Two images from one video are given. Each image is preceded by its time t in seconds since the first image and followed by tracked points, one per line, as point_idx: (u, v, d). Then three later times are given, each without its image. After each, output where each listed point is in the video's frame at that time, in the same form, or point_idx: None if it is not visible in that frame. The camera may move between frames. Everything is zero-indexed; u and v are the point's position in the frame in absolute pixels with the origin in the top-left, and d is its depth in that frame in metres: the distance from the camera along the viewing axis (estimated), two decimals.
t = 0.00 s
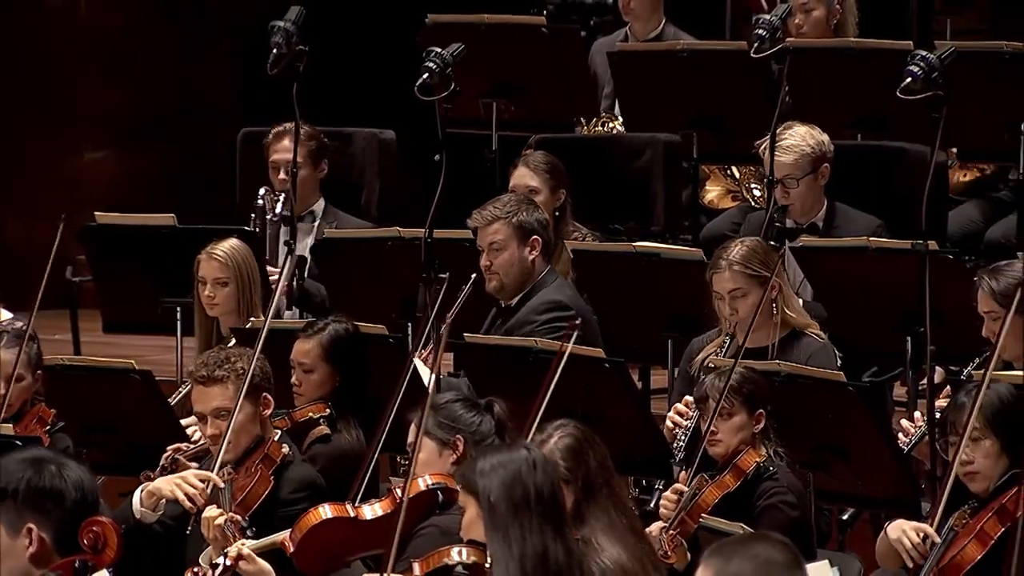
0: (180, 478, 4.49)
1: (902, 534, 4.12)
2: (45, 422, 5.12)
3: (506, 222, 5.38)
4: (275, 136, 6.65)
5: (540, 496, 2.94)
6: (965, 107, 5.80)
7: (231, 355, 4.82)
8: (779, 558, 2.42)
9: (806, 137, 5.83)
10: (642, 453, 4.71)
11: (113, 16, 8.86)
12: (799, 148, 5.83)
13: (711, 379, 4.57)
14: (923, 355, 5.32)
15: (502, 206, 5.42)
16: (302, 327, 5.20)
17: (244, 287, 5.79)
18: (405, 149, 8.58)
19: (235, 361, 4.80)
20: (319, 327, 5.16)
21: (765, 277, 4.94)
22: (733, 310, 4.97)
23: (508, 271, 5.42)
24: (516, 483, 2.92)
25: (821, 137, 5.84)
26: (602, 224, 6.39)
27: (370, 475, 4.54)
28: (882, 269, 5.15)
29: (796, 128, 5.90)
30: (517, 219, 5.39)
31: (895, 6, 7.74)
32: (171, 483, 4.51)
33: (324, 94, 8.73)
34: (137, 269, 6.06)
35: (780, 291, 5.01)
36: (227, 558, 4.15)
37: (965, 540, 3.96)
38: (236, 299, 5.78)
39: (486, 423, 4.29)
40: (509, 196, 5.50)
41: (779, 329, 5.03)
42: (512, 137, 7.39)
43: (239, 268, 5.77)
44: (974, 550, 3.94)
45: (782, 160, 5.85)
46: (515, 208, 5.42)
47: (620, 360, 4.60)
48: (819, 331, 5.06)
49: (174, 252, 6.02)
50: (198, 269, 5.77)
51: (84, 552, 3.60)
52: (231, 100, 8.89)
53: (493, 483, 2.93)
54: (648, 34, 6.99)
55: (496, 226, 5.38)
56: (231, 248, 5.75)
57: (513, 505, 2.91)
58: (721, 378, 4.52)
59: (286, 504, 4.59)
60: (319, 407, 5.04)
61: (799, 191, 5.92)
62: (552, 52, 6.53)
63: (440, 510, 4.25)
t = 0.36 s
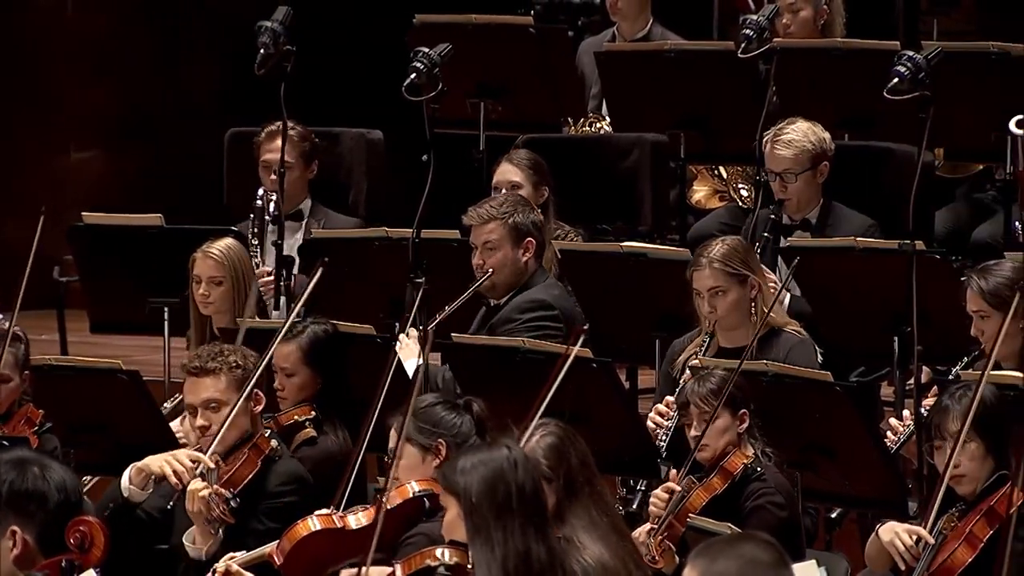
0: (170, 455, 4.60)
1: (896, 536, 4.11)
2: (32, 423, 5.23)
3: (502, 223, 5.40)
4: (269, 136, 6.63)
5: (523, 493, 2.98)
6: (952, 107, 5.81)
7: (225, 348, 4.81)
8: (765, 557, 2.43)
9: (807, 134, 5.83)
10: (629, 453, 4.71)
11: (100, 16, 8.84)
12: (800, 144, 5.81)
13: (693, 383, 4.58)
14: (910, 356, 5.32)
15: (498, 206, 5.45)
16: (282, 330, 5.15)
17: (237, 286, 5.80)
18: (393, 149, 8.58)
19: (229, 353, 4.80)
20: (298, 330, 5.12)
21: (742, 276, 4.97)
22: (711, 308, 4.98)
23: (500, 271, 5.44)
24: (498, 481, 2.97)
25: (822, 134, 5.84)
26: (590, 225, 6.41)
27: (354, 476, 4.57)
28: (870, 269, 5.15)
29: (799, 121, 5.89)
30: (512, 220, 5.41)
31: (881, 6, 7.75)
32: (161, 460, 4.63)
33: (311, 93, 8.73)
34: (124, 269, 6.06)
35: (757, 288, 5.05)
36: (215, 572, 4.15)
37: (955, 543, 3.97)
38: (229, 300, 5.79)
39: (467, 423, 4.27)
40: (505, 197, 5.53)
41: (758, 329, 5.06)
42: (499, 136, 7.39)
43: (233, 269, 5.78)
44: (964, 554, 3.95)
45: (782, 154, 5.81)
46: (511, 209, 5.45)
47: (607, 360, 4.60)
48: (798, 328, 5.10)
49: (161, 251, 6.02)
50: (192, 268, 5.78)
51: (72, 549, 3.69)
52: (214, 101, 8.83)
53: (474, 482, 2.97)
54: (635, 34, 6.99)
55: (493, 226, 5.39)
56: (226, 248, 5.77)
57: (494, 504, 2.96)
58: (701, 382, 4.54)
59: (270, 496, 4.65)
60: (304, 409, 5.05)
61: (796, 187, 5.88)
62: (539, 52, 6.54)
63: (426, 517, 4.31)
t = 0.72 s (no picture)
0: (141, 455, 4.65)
1: (878, 530, 4.15)
2: (15, 424, 5.23)
3: (497, 225, 5.40)
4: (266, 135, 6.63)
5: (497, 493, 3.00)
6: (938, 107, 5.83)
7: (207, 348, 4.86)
8: (749, 557, 2.43)
9: (806, 131, 5.84)
10: (615, 452, 4.71)
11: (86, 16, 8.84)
12: (797, 140, 5.81)
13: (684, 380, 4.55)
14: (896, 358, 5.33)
15: (491, 208, 5.45)
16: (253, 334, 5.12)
17: (234, 283, 5.84)
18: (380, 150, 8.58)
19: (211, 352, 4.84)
20: (269, 333, 5.08)
21: (721, 281, 4.98)
22: (690, 314, 4.99)
23: (494, 273, 5.44)
24: (474, 481, 2.99)
25: (820, 132, 5.84)
26: (577, 225, 6.39)
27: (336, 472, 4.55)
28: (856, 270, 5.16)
29: (797, 120, 5.92)
30: (506, 223, 5.42)
31: (868, 7, 7.77)
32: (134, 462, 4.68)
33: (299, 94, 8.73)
34: (110, 269, 6.05)
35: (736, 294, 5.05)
36: (200, 564, 4.15)
37: (942, 538, 3.98)
38: (226, 298, 5.83)
39: (454, 421, 4.28)
40: (497, 199, 5.52)
41: (739, 330, 5.07)
42: (486, 136, 7.39)
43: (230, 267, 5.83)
44: (951, 548, 3.96)
45: (779, 149, 5.82)
46: (505, 211, 5.46)
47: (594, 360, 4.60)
48: (781, 329, 5.10)
49: (147, 252, 6.02)
50: (188, 267, 5.82)
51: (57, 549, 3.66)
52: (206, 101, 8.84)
53: (450, 480, 2.99)
54: (622, 35, 7.00)
55: (486, 229, 5.39)
56: (222, 246, 5.81)
57: (470, 505, 2.98)
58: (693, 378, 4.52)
59: (251, 492, 4.62)
60: (282, 412, 5.03)
61: (792, 184, 5.89)
62: (526, 51, 6.55)
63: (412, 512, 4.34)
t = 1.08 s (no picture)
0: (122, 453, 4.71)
1: (860, 533, 4.15)
2: None
3: (486, 229, 5.38)
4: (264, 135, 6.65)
5: (473, 490, 2.98)
6: (925, 107, 5.84)
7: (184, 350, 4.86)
8: (738, 557, 2.43)
9: (795, 129, 5.85)
10: (603, 452, 4.72)
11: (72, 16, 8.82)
12: (787, 136, 5.82)
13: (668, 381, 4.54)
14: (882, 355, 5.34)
15: (481, 210, 5.42)
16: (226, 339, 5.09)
17: (232, 283, 5.77)
18: (367, 150, 8.58)
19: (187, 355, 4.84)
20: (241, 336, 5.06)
21: (706, 283, 4.97)
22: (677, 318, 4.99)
23: (484, 277, 5.43)
24: (448, 481, 2.97)
25: (810, 130, 5.85)
26: (566, 225, 6.41)
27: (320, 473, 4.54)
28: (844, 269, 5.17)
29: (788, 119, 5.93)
30: (496, 225, 5.40)
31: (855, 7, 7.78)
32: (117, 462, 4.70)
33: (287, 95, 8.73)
34: (98, 269, 6.04)
35: (721, 294, 5.04)
36: (189, 566, 4.12)
37: (929, 542, 4.00)
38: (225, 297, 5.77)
39: (443, 421, 4.28)
40: (484, 200, 5.49)
41: (724, 331, 5.07)
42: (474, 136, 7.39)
43: (229, 267, 5.76)
44: (938, 551, 3.97)
45: (770, 145, 5.83)
46: (494, 214, 5.43)
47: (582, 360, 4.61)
48: (767, 331, 5.10)
49: (135, 251, 6.01)
50: (186, 267, 5.75)
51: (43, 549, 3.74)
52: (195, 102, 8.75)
53: (426, 483, 2.97)
54: (610, 34, 7.01)
55: (476, 233, 5.37)
56: (219, 244, 5.73)
57: (447, 504, 2.95)
58: (677, 378, 4.50)
59: (233, 494, 4.61)
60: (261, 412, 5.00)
61: (782, 182, 5.90)
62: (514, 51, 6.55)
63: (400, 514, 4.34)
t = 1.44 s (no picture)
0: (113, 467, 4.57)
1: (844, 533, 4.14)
2: None
3: (472, 224, 5.40)
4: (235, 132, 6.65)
5: (467, 487, 2.98)
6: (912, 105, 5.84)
7: (158, 356, 4.68)
8: (725, 555, 2.44)
9: (794, 127, 5.85)
10: (591, 451, 4.72)
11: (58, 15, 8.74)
12: (784, 134, 5.83)
13: (651, 381, 4.56)
14: (871, 353, 5.29)
15: (467, 206, 5.45)
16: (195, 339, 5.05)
17: (228, 280, 5.72)
18: (354, 148, 8.57)
19: (162, 361, 4.67)
20: (211, 336, 5.02)
21: (693, 283, 4.97)
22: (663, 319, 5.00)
23: (471, 272, 5.44)
24: (442, 479, 2.97)
25: (807, 128, 5.86)
26: (553, 222, 6.41)
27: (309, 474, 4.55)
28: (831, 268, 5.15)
29: (786, 118, 5.93)
30: (482, 221, 5.42)
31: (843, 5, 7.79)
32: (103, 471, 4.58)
33: (275, 94, 8.72)
34: (85, 268, 6.04)
35: (708, 296, 5.05)
36: (178, 567, 4.12)
37: (917, 546, 3.99)
38: (221, 294, 5.71)
39: (431, 422, 4.27)
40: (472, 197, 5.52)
41: (711, 331, 5.07)
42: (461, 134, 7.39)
43: (222, 263, 5.70)
44: (927, 555, 3.97)
45: (766, 141, 5.84)
46: (480, 209, 5.45)
47: (570, 359, 4.60)
48: (753, 329, 5.11)
49: (122, 249, 6.00)
50: (181, 265, 5.71)
51: (30, 548, 4.16)
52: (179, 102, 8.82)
53: (419, 480, 2.97)
54: (597, 33, 7.00)
55: (462, 228, 5.40)
56: (213, 242, 5.69)
57: (440, 500, 2.95)
58: (660, 378, 4.52)
59: (221, 500, 4.62)
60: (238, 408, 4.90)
61: (777, 177, 5.90)
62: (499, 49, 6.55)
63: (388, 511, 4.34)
